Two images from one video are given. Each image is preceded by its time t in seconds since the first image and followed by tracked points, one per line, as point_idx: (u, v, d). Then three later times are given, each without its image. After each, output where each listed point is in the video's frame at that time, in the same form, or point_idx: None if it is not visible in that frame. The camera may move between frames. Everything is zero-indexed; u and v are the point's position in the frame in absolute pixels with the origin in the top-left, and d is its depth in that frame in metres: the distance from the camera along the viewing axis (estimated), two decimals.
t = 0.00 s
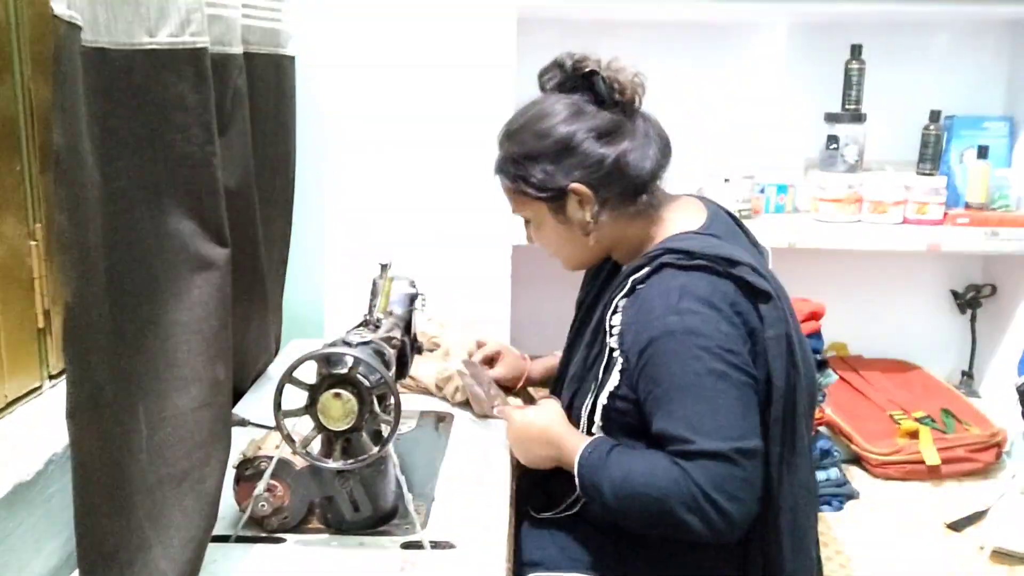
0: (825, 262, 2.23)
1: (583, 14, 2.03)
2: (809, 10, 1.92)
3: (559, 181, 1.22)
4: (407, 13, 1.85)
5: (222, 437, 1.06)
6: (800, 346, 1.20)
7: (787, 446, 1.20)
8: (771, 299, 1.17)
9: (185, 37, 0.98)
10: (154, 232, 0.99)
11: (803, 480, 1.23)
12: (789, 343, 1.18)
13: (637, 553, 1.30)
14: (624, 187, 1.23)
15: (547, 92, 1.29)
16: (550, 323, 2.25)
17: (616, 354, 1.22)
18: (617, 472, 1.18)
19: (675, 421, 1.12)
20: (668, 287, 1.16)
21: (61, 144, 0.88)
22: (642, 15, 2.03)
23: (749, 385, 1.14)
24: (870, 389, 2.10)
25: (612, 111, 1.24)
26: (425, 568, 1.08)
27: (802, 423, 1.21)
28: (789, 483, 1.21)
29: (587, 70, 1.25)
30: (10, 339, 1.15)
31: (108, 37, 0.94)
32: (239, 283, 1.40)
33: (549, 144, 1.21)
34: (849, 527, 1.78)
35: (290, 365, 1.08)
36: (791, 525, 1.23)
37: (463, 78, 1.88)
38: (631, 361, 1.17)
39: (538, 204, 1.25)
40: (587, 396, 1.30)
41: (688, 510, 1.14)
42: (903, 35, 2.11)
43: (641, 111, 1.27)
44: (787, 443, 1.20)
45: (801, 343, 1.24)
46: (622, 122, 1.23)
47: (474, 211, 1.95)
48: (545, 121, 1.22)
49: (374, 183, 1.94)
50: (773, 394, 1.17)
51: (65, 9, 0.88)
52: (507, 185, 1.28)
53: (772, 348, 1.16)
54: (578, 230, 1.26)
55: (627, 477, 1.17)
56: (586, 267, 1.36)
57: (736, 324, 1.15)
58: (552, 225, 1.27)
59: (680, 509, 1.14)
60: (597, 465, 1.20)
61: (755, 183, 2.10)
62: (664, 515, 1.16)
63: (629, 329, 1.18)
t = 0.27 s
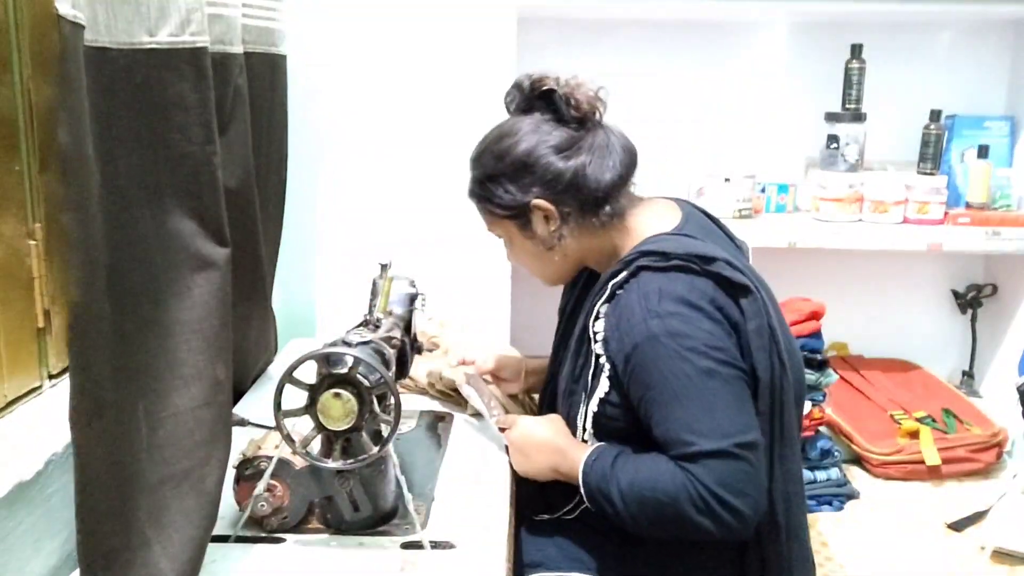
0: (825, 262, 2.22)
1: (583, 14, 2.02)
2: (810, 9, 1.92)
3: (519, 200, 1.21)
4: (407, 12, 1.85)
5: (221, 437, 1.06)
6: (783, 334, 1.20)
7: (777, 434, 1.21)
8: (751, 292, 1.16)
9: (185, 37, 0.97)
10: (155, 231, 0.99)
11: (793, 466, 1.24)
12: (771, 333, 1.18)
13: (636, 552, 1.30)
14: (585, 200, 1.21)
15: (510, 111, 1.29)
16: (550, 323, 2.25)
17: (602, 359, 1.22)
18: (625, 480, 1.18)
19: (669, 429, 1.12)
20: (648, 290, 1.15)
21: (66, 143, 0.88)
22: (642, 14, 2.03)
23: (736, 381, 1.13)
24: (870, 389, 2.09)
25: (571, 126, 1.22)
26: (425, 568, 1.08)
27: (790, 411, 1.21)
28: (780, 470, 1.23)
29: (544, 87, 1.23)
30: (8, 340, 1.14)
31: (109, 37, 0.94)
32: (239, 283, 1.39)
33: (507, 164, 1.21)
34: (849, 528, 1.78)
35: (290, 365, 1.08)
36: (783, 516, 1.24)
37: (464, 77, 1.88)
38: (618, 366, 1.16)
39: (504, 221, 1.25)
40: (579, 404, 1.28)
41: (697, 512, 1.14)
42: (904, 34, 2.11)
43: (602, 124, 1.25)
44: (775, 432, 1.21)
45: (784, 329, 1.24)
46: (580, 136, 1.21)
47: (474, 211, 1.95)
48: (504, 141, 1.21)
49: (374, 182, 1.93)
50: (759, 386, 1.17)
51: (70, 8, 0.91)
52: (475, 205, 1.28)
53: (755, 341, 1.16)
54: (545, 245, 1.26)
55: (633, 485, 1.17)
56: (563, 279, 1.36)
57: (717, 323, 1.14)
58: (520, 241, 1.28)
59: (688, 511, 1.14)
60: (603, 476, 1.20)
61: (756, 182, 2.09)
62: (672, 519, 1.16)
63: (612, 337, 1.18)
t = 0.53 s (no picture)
0: (826, 262, 2.23)
1: (583, 14, 2.02)
2: (811, 10, 1.92)
3: (531, 189, 1.22)
4: (408, 12, 1.85)
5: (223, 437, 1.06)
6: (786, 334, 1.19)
7: (779, 436, 1.19)
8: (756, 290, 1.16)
9: (189, 37, 0.98)
10: (159, 232, 0.99)
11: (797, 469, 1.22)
12: (774, 332, 1.17)
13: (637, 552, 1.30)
14: (596, 194, 1.21)
15: (526, 102, 1.28)
16: (550, 323, 2.25)
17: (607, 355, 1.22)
18: (620, 472, 1.17)
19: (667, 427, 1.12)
20: (653, 284, 1.16)
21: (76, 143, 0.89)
22: (642, 15, 2.03)
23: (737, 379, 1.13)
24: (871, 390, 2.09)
25: (586, 120, 1.22)
26: (426, 568, 1.08)
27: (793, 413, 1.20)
28: (783, 472, 1.21)
29: (562, 79, 1.23)
30: (9, 340, 1.14)
31: (113, 37, 0.94)
32: (239, 284, 1.39)
33: (522, 153, 1.20)
34: (849, 528, 1.78)
35: (290, 365, 1.08)
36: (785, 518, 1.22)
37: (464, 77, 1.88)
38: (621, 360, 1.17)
39: (515, 209, 1.25)
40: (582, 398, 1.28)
41: (691, 508, 1.14)
42: (904, 34, 2.11)
43: (617, 119, 1.24)
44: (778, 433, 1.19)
45: (789, 331, 1.23)
46: (596, 130, 1.21)
47: (474, 211, 1.95)
48: (521, 130, 1.21)
49: (375, 182, 1.93)
50: (760, 385, 1.17)
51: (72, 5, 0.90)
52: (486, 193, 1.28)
53: (757, 338, 1.16)
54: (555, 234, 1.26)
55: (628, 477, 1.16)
56: (571, 272, 1.36)
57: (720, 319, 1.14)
58: (529, 230, 1.27)
59: (683, 506, 1.14)
60: (598, 468, 1.19)
61: (756, 182, 2.09)
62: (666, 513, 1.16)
63: (615, 330, 1.18)
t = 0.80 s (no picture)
0: (825, 262, 2.23)
1: (584, 14, 2.02)
2: (811, 10, 1.92)
3: (600, 163, 1.21)
4: (409, 11, 1.85)
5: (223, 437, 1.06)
6: (807, 348, 1.19)
7: (787, 442, 1.20)
8: (780, 299, 1.17)
9: (188, 37, 0.97)
10: (158, 232, 0.99)
11: (806, 479, 1.22)
12: (794, 343, 1.18)
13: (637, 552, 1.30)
14: (663, 175, 1.23)
15: (587, 70, 1.28)
16: (550, 323, 2.25)
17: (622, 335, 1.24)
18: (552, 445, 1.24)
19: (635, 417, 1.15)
20: (677, 274, 1.18)
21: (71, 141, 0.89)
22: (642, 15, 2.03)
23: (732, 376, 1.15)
24: (870, 389, 2.10)
25: (656, 97, 1.23)
26: (426, 568, 1.08)
27: (807, 422, 1.20)
28: (789, 480, 1.21)
29: (634, 52, 1.23)
30: (9, 340, 1.15)
31: (112, 37, 0.95)
32: (239, 283, 1.39)
33: (593, 125, 1.20)
34: (849, 527, 1.78)
35: (291, 365, 1.08)
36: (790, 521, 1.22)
37: (464, 77, 1.88)
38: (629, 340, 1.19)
39: (579, 184, 1.25)
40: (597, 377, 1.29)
41: (598, 490, 1.19)
42: (904, 34, 2.11)
43: (682, 100, 1.27)
44: (787, 440, 1.20)
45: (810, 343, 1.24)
46: (665, 109, 1.23)
47: (475, 211, 1.95)
48: (594, 102, 1.21)
49: (375, 182, 1.94)
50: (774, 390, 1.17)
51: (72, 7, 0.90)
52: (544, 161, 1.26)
53: (776, 345, 1.17)
54: (614, 213, 1.27)
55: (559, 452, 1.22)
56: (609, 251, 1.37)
57: (740, 319, 1.16)
58: (587, 206, 1.27)
59: (596, 491, 1.19)
60: (531, 434, 1.26)
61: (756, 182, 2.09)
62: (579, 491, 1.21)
63: (634, 311, 1.20)
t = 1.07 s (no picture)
0: (825, 262, 2.22)
1: (583, 14, 2.02)
2: (812, 10, 1.92)
3: (617, 159, 1.21)
4: (409, 11, 1.85)
5: (222, 437, 1.06)
6: (812, 346, 1.19)
7: (790, 441, 1.21)
8: (785, 298, 1.17)
9: (188, 37, 0.97)
10: (156, 232, 0.99)
11: (809, 477, 1.23)
12: (798, 342, 1.18)
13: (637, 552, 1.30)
14: (679, 172, 1.24)
15: (602, 67, 1.28)
16: (550, 324, 2.25)
17: (627, 333, 1.24)
18: (570, 452, 1.23)
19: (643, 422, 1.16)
20: (680, 274, 1.17)
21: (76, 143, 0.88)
22: (642, 15, 2.03)
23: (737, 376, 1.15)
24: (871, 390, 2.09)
25: (671, 93, 1.24)
26: (425, 569, 1.08)
27: (810, 420, 1.21)
28: (792, 477, 1.22)
29: (649, 49, 1.24)
30: (9, 340, 1.15)
31: (111, 37, 0.94)
32: (239, 284, 1.39)
33: (611, 122, 1.20)
34: (849, 528, 1.78)
35: (291, 365, 1.08)
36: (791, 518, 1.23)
37: (464, 78, 1.88)
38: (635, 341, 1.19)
39: (595, 181, 1.24)
40: (602, 375, 1.29)
41: (619, 497, 1.19)
42: (904, 34, 2.11)
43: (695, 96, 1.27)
44: (790, 437, 1.21)
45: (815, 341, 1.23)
46: (681, 105, 1.23)
47: (474, 211, 1.95)
48: (611, 99, 1.21)
49: (376, 182, 1.93)
50: (777, 390, 1.18)
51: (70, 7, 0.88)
52: (559, 156, 1.25)
53: (780, 345, 1.17)
54: (630, 211, 1.27)
55: (580, 460, 1.21)
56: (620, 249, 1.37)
57: (743, 319, 1.16)
58: (602, 202, 1.26)
59: (617, 497, 1.19)
60: (553, 442, 1.25)
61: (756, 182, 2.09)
62: (596, 497, 1.21)
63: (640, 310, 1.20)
